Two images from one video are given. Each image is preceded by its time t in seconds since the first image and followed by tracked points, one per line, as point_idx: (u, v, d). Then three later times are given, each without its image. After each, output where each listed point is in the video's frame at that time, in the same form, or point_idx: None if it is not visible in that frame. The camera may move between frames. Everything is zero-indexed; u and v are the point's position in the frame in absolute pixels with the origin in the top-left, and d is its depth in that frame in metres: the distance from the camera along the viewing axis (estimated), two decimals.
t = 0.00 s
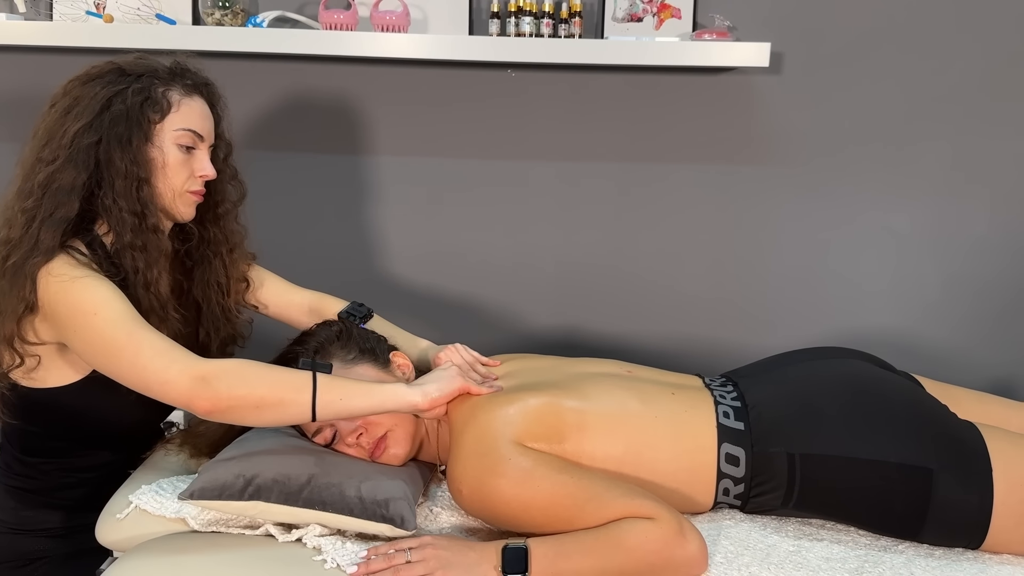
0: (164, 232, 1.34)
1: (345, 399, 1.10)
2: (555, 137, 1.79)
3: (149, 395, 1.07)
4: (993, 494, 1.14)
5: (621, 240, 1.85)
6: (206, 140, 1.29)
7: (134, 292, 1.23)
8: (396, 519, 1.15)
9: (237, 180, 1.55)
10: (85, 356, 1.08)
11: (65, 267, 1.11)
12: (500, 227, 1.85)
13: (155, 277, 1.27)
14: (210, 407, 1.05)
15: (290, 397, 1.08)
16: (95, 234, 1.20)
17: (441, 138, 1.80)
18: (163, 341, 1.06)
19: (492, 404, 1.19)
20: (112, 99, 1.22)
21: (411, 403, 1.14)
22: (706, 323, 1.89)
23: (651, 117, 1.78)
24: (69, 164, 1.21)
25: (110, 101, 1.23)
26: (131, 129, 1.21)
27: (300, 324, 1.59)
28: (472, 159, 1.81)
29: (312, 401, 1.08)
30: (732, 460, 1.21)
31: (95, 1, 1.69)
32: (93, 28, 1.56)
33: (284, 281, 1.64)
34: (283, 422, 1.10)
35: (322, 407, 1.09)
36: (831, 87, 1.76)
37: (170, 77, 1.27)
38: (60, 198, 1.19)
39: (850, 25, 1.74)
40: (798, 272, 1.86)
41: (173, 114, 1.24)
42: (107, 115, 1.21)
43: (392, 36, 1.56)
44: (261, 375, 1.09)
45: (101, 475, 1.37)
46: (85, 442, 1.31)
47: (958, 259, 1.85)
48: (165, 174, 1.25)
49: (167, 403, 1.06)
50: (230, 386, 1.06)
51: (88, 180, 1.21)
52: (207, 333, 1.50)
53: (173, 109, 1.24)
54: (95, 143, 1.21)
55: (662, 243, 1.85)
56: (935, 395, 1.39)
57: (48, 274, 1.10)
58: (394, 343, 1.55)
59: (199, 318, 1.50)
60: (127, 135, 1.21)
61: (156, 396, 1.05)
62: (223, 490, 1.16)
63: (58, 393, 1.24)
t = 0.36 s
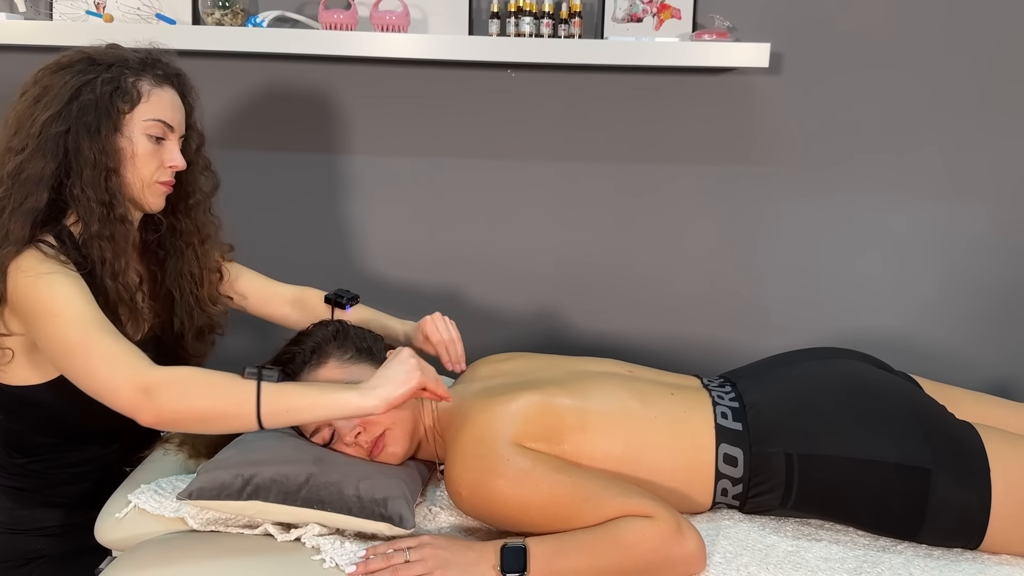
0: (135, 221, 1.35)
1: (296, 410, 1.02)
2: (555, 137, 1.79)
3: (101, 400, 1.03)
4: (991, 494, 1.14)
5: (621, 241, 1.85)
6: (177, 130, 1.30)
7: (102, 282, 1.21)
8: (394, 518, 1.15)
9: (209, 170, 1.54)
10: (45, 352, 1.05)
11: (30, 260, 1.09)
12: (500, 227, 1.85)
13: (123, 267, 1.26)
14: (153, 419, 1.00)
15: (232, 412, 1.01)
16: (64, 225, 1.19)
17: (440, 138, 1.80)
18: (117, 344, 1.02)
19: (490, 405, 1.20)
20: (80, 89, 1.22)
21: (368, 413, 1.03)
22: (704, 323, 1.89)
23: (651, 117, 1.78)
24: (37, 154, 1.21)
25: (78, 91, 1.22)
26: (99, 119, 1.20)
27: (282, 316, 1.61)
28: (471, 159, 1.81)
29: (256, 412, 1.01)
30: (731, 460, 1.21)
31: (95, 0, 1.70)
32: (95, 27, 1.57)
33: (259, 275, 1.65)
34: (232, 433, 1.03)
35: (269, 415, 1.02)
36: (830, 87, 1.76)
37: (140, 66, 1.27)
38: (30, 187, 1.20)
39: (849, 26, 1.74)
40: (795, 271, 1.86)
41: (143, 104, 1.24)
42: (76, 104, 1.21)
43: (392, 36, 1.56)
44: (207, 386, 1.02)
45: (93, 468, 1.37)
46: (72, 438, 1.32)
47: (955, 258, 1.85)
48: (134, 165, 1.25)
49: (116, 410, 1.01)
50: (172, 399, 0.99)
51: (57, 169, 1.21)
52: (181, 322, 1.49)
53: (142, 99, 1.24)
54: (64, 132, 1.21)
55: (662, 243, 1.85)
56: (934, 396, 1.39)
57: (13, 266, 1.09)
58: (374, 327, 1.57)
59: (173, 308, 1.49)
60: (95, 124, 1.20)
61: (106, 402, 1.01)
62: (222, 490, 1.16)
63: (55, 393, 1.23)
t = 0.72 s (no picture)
0: (131, 221, 1.35)
1: (262, 459, 1.04)
2: (555, 137, 1.80)
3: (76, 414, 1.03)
4: (990, 493, 1.14)
5: (620, 241, 1.85)
6: (171, 128, 1.30)
7: (100, 285, 1.21)
8: (395, 517, 1.16)
9: (207, 167, 1.54)
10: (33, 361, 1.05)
11: (29, 266, 1.09)
12: (500, 227, 1.85)
13: (122, 269, 1.26)
14: (123, 443, 1.01)
15: (202, 449, 1.02)
16: (63, 228, 1.19)
17: (440, 138, 1.80)
18: (103, 363, 1.02)
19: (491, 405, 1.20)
20: (72, 90, 1.22)
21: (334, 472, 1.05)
22: (704, 323, 1.90)
23: (651, 118, 1.78)
24: (32, 158, 1.21)
25: (70, 92, 1.22)
26: (92, 120, 1.21)
27: (284, 318, 1.63)
28: (471, 159, 1.81)
29: (223, 457, 1.02)
30: (730, 460, 1.21)
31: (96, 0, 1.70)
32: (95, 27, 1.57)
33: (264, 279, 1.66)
34: (197, 468, 1.05)
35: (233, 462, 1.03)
36: (829, 87, 1.76)
37: (131, 64, 1.27)
38: (25, 192, 1.19)
39: (849, 26, 1.74)
40: (794, 271, 1.87)
41: (135, 102, 1.24)
42: (67, 106, 1.21)
43: (392, 36, 1.56)
44: (182, 420, 1.02)
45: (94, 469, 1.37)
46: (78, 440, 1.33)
47: (955, 258, 1.85)
48: (131, 163, 1.25)
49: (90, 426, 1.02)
50: (145, 428, 1.00)
51: (52, 172, 1.21)
52: (192, 322, 1.48)
53: (136, 98, 1.24)
54: (55, 135, 1.21)
55: (662, 243, 1.85)
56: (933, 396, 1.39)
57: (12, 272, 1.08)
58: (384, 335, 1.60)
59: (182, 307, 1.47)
60: (88, 126, 1.20)
61: (80, 417, 1.02)
62: (223, 488, 1.17)
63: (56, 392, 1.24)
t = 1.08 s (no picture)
0: (152, 228, 1.36)
1: (312, 460, 1.07)
2: (555, 140, 1.80)
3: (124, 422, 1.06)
4: (988, 495, 1.14)
5: (620, 242, 1.86)
6: (187, 135, 1.31)
7: (123, 294, 1.23)
8: (396, 518, 1.16)
9: (222, 171, 1.55)
10: (70, 372, 1.07)
11: (56, 277, 1.10)
12: (500, 228, 1.86)
13: (144, 276, 1.27)
14: (179, 448, 1.04)
15: (257, 452, 1.06)
16: (84, 238, 1.21)
17: (441, 140, 1.81)
18: (146, 370, 1.05)
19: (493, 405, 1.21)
20: (88, 99, 1.23)
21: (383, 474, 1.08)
22: (704, 324, 1.90)
23: (650, 120, 1.79)
24: (51, 168, 1.22)
25: (85, 101, 1.23)
26: (110, 130, 1.21)
27: (294, 322, 1.63)
28: (471, 161, 1.82)
29: (277, 460, 1.06)
30: (729, 462, 1.22)
31: (98, 3, 1.71)
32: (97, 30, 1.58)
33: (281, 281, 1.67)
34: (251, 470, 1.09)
35: (286, 465, 1.06)
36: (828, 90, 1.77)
37: (145, 71, 1.28)
38: (46, 203, 1.20)
39: (848, 29, 1.75)
40: (794, 274, 1.87)
41: (151, 110, 1.25)
42: (84, 116, 1.22)
43: (393, 39, 1.57)
44: (234, 424, 1.06)
45: (104, 474, 1.37)
46: (88, 443, 1.32)
47: (955, 260, 1.85)
48: (149, 171, 1.26)
49: (141, 433, 1.05)
50: (198, 431, 1.04)
51: (72, 182, 1.22)
52: (205, 327, 1.50)
53: (150, 105, 1.25)
54: (74, 144, 1.22)
55: (662, 245, 1.86)
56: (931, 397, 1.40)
57: (39, 285, 1.09)
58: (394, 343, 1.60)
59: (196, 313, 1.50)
60: (106, 136, 1.21)
61: (130, 425, 1.05)
62: (224, 489, 1.17)
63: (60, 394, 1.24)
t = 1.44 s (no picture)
0: (171, 233, 1.37)
1: (349, 441, 1.12)
2: (554, 140, 1.81)
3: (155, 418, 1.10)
4: (984, 494, 1.15)
5: (619, 243, 1.87)
6: (205, 141, 1.31)
7: (145, 299, 1.24)
8: (395, 517, 1.17)
9: (237, 176, 1.56)
10: (96, 374, 1.10)
11: (75, 281, 1.12)
12: (500, 229, 1.87)
13: (164, 281, 1.28)
14: (216, 439, 1.09)
15: (292, 438, 1.11)
16: (104, 244, 1.21)
17: (441, 141, 1.81)
18: (175, 367, 1.08)
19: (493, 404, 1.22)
20: (107, 106, 1.24)
21: (417, 450, 1.13)
22: (703, 325, 1.91)
23: (649, 120, 1.80)
24: (71, 175, 1.23)
25: (105, 108, 1.24)
26: (129, 136, 1.22)
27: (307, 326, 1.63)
28: (471, 162, 1.83)
29: (313, 444, 1.11)
30: (727, 461, 1.22)
31: (100, 4, 1.71)
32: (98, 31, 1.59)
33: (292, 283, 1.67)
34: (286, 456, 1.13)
35: (323, 448, 1.11)
36: (827, 91, 1.78)
37: (163, 78, 1.29)
38: (66, 209, 1.21)
39: (847, 29, 1.76)
40: (794, 274, 1.88)
41: (169, 117, 1.26)
42: (103, 123, 1.23)
43: (393, 40, 1.57)
44: (266, 413, 1.10)
45: (110, 475, 1.38)
46: (95, 444, 1.33)
47: (955, 261, 1.86)
48: (167, 177, 1.27)
49: (174, 428, 1.09)
50: (234, 422, 1.08)
51: (91, 189, 1.23)
52: (219, 331, 1.51)
53: (169, 111, 1.26)
54: (94, 152, 1.23)
55: (661, 245, 1.87)
56: (928, 396, 1.40)
57: (59, 288, 1.11)
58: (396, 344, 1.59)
59: (209, 319, 1.51)
60: (125, 141, 1.22)
61: (163, 421, 1.09)
62: (225, 488, 1.18)
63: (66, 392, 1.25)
